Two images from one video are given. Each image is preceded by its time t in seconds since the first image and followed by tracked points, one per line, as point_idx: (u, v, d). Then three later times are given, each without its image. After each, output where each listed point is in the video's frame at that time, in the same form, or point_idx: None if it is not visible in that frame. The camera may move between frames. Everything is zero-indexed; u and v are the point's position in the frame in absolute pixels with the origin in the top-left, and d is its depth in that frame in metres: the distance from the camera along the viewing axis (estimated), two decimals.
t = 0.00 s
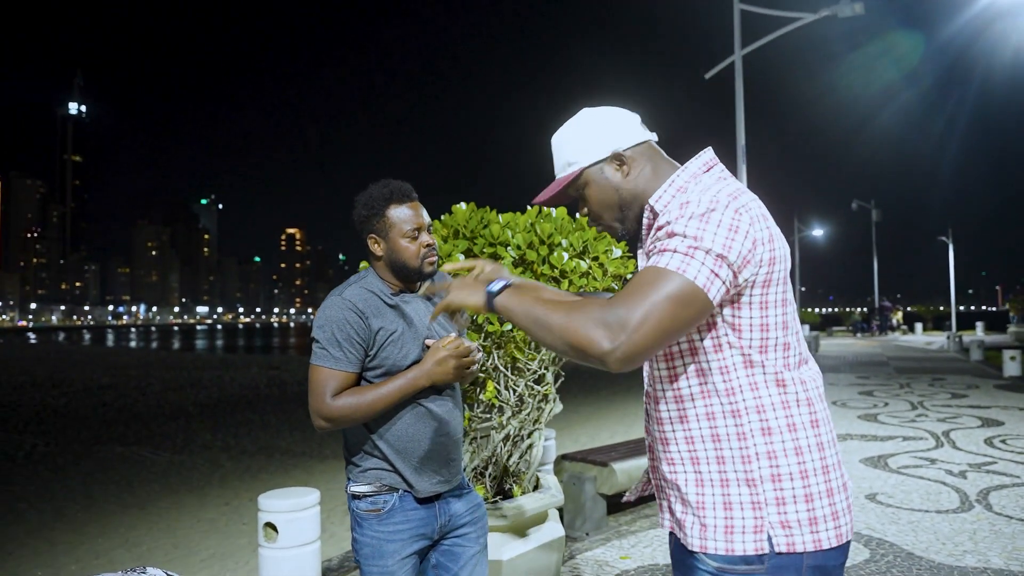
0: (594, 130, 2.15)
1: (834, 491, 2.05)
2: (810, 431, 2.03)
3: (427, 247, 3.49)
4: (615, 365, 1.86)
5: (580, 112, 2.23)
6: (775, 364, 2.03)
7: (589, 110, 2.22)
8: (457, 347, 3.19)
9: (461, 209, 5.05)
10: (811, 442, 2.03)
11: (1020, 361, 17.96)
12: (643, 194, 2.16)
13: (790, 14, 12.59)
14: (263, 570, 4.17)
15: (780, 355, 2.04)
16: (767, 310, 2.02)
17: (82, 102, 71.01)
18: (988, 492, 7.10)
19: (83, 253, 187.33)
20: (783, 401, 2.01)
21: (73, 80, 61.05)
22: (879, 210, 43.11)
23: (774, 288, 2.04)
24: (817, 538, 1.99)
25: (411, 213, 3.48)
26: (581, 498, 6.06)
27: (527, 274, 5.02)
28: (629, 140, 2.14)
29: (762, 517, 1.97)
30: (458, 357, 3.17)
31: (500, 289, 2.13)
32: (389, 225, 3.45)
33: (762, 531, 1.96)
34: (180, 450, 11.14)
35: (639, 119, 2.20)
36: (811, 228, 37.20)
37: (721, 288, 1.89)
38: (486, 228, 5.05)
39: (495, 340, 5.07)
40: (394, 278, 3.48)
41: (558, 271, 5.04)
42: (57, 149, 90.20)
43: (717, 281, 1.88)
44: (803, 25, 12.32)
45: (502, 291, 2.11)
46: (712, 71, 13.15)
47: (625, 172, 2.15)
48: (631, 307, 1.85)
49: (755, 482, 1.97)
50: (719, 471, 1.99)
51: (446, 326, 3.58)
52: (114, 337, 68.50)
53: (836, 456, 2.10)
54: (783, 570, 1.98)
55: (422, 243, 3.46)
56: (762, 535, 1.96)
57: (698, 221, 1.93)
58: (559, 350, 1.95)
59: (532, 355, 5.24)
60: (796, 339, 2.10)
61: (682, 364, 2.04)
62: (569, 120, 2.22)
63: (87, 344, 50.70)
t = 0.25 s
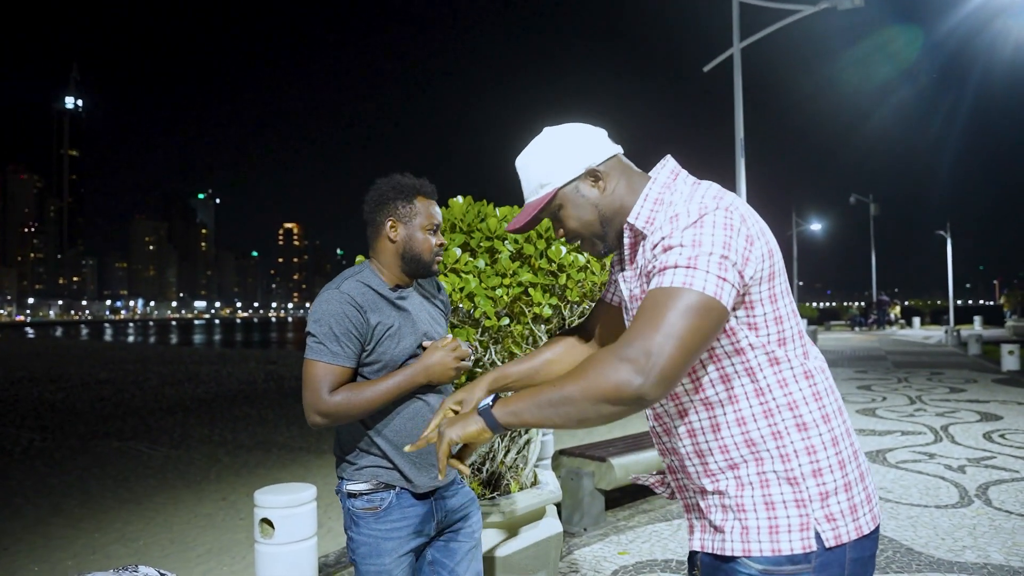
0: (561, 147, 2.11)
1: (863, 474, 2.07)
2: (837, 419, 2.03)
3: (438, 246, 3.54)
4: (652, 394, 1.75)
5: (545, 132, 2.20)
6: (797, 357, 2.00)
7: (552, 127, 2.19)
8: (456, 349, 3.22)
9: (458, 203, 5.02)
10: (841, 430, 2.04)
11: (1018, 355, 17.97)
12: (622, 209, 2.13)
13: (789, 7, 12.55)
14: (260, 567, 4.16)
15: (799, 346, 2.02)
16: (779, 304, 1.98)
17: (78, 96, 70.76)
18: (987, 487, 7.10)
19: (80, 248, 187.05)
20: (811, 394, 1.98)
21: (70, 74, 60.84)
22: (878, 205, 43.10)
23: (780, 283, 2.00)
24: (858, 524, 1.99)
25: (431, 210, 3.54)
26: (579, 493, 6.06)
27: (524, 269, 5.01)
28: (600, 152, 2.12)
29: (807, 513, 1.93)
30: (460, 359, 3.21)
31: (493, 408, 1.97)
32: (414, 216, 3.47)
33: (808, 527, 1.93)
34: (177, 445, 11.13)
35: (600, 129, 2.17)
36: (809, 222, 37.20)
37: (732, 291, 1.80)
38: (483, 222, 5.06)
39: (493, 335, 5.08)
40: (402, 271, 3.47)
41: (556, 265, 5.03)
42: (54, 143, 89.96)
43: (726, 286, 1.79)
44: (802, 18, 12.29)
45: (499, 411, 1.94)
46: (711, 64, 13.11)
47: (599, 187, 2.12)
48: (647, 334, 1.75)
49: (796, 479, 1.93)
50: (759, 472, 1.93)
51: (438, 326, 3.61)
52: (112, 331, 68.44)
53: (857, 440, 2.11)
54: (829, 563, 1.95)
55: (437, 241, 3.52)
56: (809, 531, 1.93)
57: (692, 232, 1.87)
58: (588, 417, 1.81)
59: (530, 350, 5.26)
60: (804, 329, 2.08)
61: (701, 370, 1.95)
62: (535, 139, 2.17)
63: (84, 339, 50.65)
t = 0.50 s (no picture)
0: (564, 137, 2.09)
1: (868, 477, 2.06)
2: (844, 422, 2.01)
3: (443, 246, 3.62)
4: (648, 402, 1.74)
5: (553, 117, 2.17)
6: (803, 359, 1.97)
7: (554, 117, 2.17)
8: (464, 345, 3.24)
9: (460, 199, 5.02)
10: (848, 433, 2.02)
11: (1019, 357, 17.93)
12: (621, 205, 2.11)
13: (794, 5, 12.51)
14: (256, 564, 4.14)
15: (804, 349, 2.00)
16: (782, 306, 1.96)
17: (79, 88, 70.62)
18: (989, 489, 7.09)
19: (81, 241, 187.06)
20: (817, 396, 1.96)
21: (71, 66, 60.80)
22: (880, 205, 43.01)
23: (785, 284, 1.97)
24: (864, 528, 1.98)
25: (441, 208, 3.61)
26: (578, 492, 6.04)
27: (526, 265, 4.98)
28: (605, 147, 2.10)
29: (813, 518, 1.91)
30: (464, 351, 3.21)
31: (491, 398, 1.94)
32: (429, 210, 3.52)
33: (814, 531, 1.91)
34: (176, 439, 11.12)
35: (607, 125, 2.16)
36: (811, 222, 37.16)
37: (733, 298, 1.78)
38: (484, 218, 5.06)
39: (494, 331, 5.06)
40: (413, 265, 3.49)
41: (558, 262, 5.01)
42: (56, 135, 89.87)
43: (728, 291, 1.77)
44: (807, 16, 12.24)
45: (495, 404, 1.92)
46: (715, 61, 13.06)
47: (601, 181, 2.09)
48: (648, 339, 1.73)
49: (802, 483, 1.91)
50: (763, 476, 1.91)
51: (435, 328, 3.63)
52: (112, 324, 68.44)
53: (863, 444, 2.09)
54: (835, 567, 1.93)
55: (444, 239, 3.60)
56: (816, 536, 1.91)
57: (693, 235, 1.85)
58: (584, 419, 1.79)
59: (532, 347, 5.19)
60: (811, 330, 2.06)
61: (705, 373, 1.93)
62: (537, 126, 2.15)
63: (84, 331, 50.63)
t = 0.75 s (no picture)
0: (600, 84, 2.04)
1: (836, 501, 1.93)
2: (813, 438, 1.90)
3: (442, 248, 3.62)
4: (728, 409, 1.60)
5: (597, 62, 2.11)
6: (778, 368, 1.87)
7: (610, 59, 2.10)
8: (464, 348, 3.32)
9: (457, 201, 4.98)
10: (817, 452, 1.90)
11: (1017, 363, 17.96)
12: (628, 168, 2.06)
13: (794, 9, 12.52)
14: (250, 567, 4.12)
15: (782, 356, 1.89)
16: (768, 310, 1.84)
17: (79, 87, 70.58)
18: (987, 496, 7.08)
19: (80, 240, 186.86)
20: (785, 408, 1.86)
21: (71, 65, 60.81)
22: (878, 210, 43.10)
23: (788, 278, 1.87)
24: (821, 551, 1.85)
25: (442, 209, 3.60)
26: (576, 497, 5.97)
27: (524, 268, 4.97)
28: (632, 106, 2.02)
29: (764, 534, 1.82)
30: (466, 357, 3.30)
31: (578, 484, 1.78)
32: (430, 210, 3.51)
33: (763, 548, 1.82)
34: (172, 440, 11.09)
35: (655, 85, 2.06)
36: (810, 227, 37.23)
37: (768, 286, 1.67)
38: (482, 219, 5.03)
39: (490, 335, 5.05)
40: (414, 265, 3.47)
41: (557, 264, 4.99)
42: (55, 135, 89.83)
43: (764, 278, 1.66)
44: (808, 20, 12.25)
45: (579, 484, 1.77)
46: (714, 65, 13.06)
47: (616, 142, 2.04)
48: (700, 349, 1.60)
49: (756, 497, 1.83)
50: (716, 483, 1.85)
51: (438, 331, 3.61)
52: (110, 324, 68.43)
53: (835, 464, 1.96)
54: None
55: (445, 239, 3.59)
56: (764, 552, 1.82)
57: (715, 229, 1.71)
58: (678, 457, 1.64)
59: (528, 351, 5.20)
60: (797, 342, 1.95)
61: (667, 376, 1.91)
62: (587, 64, 2.11)
63: (81, 331, 50.55)
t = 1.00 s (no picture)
0: (594, 91, 2.07)
1: (796, 526, 1.81)
2: (773, 457, 1.81)
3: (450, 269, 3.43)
4: (757, 409, 1.61)
5: (587, 75, 2.14)
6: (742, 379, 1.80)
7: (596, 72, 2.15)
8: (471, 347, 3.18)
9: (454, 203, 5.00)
10: (774, 472, 1.80)
11: (1017, 365, 17.95)
12: (633, 167, 2.06)
13: (794, 10, 12.52)
14: (245, 569, 4.13)
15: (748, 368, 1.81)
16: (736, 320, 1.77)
17: (79, 88, 70.61)
18: (986, 499, 7.06)
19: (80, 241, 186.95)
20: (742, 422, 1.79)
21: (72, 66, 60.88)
22: (879, 212, 43.09)
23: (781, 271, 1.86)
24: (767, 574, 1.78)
25: (451, 229, 3.38)
26: (573, 499, 5.99)
27: (520, 270, 4.97)
28: (626, 107, 2.04)
29: (706, 547, 1.79)
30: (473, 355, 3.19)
31: (629, 545, 1.72)
32: (421, 234, 3.33)
33: (704, 561, 1.79)
34: (171, 441, 11.08)
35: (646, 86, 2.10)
36: (810, 229, 37.25)
37: (771, 284, 1.68)
38: (479, 221, 5.05)
39: (487, 337, 5.03)
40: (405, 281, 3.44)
41: (553, 267, 4.99)
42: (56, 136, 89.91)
43: (764, 271, 1.67)
44: (808, 22, 12.25)
45: (633, 543, 1.72)
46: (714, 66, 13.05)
47: (615, 142, 2.05)
48: (720, 362, 1.60)
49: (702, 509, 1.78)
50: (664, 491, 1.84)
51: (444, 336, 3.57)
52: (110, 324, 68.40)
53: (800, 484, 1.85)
54: None
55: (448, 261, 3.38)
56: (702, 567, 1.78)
57: (711, 230, 1.70)
58: (723, 478, 1.63)
59: (524, 354, 5.16)
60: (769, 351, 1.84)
61: (638, 371, 1.92)
62: (577, 79, 2.13)
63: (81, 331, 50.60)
